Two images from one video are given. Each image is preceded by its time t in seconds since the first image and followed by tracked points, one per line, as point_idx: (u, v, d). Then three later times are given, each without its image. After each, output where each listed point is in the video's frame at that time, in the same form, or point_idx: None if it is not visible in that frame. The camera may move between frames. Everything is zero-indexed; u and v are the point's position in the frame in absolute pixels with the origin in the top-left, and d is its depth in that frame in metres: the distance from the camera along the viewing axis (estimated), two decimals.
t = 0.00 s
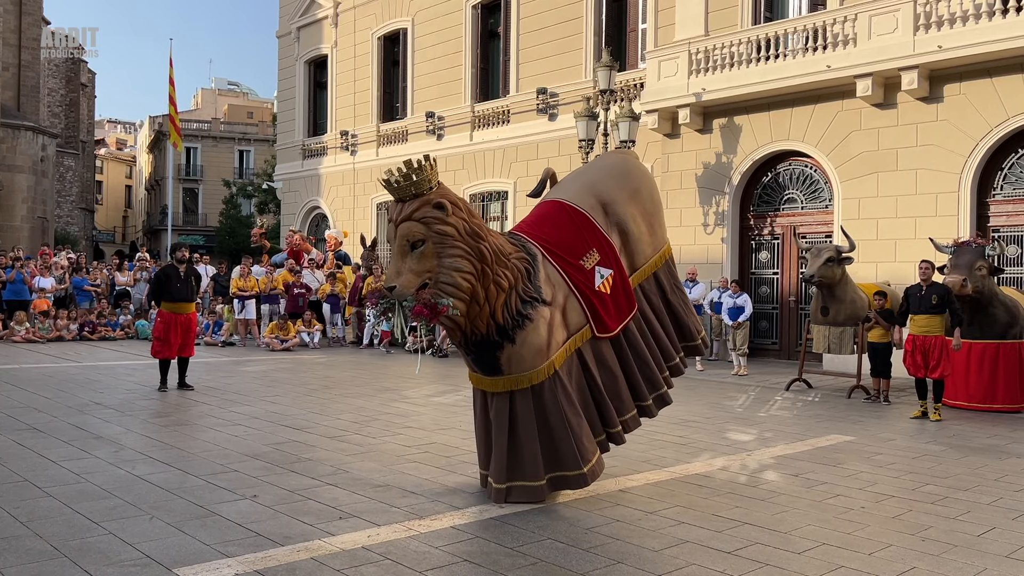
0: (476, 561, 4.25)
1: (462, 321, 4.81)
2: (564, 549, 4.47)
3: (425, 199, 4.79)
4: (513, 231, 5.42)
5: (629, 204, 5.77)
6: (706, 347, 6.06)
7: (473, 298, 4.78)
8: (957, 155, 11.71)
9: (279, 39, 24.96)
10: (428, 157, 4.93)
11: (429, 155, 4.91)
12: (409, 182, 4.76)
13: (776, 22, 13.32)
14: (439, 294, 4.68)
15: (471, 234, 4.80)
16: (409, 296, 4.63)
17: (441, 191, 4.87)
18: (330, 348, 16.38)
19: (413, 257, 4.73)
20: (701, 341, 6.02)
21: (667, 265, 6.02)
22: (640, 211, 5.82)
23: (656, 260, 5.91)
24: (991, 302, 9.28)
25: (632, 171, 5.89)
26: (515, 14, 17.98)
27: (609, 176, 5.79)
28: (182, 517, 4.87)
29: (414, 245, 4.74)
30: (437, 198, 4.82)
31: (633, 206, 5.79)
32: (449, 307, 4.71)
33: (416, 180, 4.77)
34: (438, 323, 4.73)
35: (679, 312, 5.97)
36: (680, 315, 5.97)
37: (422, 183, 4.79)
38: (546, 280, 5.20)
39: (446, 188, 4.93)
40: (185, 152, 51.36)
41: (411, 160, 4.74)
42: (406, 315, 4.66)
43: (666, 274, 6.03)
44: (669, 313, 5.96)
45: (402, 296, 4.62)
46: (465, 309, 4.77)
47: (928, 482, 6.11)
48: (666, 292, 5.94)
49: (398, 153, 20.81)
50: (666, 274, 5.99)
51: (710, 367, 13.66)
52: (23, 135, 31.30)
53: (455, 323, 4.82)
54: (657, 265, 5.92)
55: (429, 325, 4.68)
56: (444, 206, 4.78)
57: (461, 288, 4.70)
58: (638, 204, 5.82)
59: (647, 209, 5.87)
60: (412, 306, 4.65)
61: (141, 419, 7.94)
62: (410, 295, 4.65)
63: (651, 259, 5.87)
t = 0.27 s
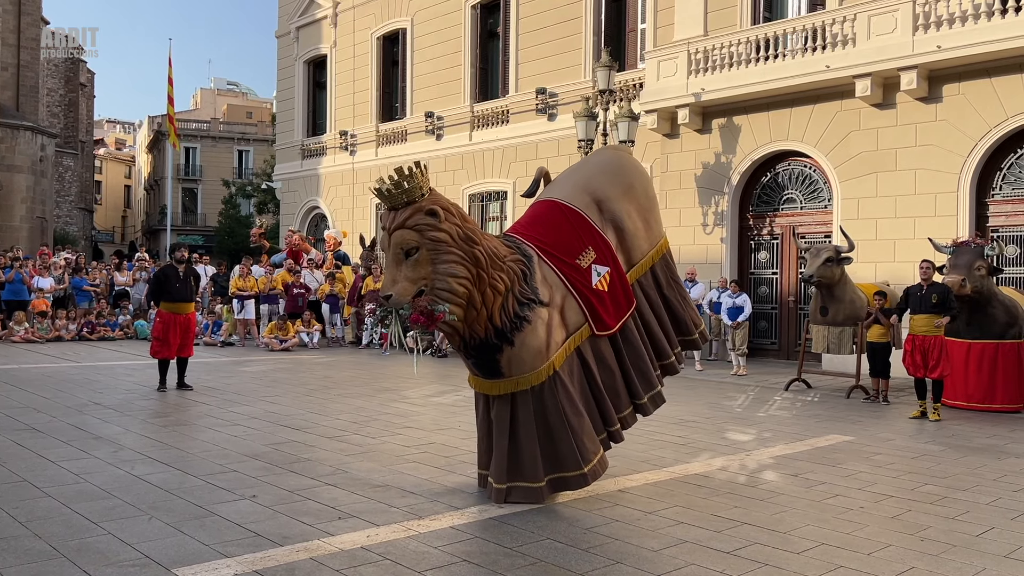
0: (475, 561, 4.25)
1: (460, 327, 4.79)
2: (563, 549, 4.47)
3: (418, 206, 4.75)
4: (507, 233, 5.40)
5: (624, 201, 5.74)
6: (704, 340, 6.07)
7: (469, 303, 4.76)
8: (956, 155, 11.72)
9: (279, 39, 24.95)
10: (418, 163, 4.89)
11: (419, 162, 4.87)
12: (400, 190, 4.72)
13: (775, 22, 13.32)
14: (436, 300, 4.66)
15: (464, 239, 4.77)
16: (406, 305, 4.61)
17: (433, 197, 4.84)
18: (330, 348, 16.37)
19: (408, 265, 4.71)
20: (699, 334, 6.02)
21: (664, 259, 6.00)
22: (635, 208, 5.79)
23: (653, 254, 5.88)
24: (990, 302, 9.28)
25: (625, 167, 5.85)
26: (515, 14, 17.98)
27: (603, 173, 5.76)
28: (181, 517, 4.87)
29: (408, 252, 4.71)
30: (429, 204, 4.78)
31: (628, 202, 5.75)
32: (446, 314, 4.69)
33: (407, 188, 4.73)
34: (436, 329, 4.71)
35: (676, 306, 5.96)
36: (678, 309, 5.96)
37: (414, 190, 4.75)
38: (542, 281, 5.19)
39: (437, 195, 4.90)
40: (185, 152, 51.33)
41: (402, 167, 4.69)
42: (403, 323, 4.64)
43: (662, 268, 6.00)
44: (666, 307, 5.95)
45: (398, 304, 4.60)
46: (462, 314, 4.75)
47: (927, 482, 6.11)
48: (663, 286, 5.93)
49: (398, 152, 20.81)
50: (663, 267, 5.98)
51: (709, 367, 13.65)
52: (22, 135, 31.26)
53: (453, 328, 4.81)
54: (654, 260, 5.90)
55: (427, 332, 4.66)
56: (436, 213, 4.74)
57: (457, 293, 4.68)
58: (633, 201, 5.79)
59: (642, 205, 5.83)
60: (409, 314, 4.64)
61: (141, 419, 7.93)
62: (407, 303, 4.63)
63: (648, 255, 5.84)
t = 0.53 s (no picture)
0: (474, 561, 4.24)
1: (458, 332, 4.78)
2: (562, 549, 4.46)
3: (408, 214, 4.73)
4: (502, 235, 5.37)
5: (618, 196, 5.70)
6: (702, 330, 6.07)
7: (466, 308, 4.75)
8: (955, 155, 11.72)
9: (278, 39, 24.94)
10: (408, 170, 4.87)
11: (409, 169, 4.84)
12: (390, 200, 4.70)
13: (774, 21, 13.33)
14: (432, 308, 4.65)
15: (458, 244, 4.75)
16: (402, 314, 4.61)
17: (424, 204, 4.82)
18: (329, 348, 16.35)
19: (402, 273, 4.70)
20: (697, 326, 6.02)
21: (660, 251, 5.97)
22: (629, 203, 5.76)
23: (649, 248, 5.86)
24: (989, 301, 9.27)
25: (616, 161, 5.81)
26: (514, 13, 17.97)
27: (595, 170, 5.72)
28: (179, 517, 4.86)
29: (402, 261, 4.70)
30: (421, 212, 4.76)
31: (621, 197, 5.72)
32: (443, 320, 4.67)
33: (397, 197, 4.71)
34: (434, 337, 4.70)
35: (673, 299, 5.94)
36: (674, 300, 5.95)
37: (404, 199, 4.73)
38: (539, 281, 5.16)
39: (428, 201, 4.87)
40: (184, 152, 51.31)
41: (391, 176, 4.67)
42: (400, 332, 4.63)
43: (660, 260, 5.99)
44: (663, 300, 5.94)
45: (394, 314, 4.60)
46: (460, 319, 4.74)
47: (926, 482, 6.11)
48: (658, 278, 5.92)
49: (397, 152, 20.80)
50: (659, 260, 5.96)
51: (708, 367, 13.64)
52: (21, 135, 31.22)
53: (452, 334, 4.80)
54: (651, 252, 5.87)
55: (425, 340, 4.66)
56: (427, 220, 4.72)
57: (453, 299, 4.67)
58: (626, 195, 5.76)
59: (636, 198, 5.80)
60: (406, 323, 4.63)
61: (139, 419, 7.92)
62: (403, 311, 4.62)
63: (645, 248, 5.82)
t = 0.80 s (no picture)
0: (472, 560, 4.24)
1: (458, 339, 4.77)
2: (561, 549, 4.46)
3: (402, 224, 4.72)
4: (497, 237, 5.37)
5: (613, 192, 5.69)
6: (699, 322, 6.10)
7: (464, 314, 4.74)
8: (954, 155, 11.72)
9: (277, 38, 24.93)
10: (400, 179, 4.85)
11: (401, 178, 4.82)
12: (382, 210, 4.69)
13: (773, 21, 13.33)
14: (430, 316, 4.64)
15: (453, 251, 4.73)
16: (400, 323, 4.61)
17: (418, 212, 4.80)
18: (328, 348, 16.31)
19: (398, 283, 4.69)
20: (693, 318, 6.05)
21: (657, 245, 5.97)
22: (625, 198, 5.74)
23: (646, 242, 5.85)
24: (988, 301, 9.27)
25: (610, 157, 5.80)
26: (513, 13, 17.96)
27: (589, 167, 5.70)
28: (177, 517, 4.85)
29: (398, 270, 4.69)
30: (414, 220, 4.74)
31: (617, 193, 5.71)
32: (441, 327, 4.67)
33: (390, 206, 4.70)
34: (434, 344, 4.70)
35: (668, 293, 5.95)
36: (670, 294, 5.96)
37: (397, 208, 4.71)
38: (536, 283, 5.15)
39: (422, 208, 4.85)
40: (183, 151, 51.28)
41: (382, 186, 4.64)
42: (398, 342, 4.63)
43: (657, 253, 5.99)
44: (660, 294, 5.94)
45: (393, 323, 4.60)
46: (458, 326, 4.73)
47: (925, 482, 6.10)
48: (655, 272, 5.93)
49: (397, 152, 20.81)
50: (656, 253, 5.97)
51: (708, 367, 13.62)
52: (20, 135, 31.20)
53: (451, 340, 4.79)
54: (648, 246, 5.87)
55: (424, 348, 4.65)
56: (421, 228, 4.71)
57: (451, 306, 4.66)
58: (622, 191, 5.74)
59: (631, 193, 5.79)
60: (405, 332, 4.63)
61: (137, 419, 7.90)
62: (401, 321, 4.63)
63: (642, 243, 5.81)
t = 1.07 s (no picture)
0: (472, 560, 4.24)
1: (458, 342, 4.77)
2: (560, 548, 4.45)
3: (398, 229, 4.71)
4: (496, 238, 5.37)
5: (611, 189, 5.68)
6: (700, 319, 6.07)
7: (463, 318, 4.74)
8: (954, 155, 11.72)
9: (276, 38, 24.92)
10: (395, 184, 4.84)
11: (397, 182, 4.80)
12: (378, 216, 4.68)
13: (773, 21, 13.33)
14: (430, 320, 4.64)
15: (451, 254, 4.73)
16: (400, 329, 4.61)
17: (414, 216, 4.79)
18: (327, 348, 16.30)
19: (397, 288, 4.69)
20: (693, 316, 6.02)
21: (657, 241, 5.96)
22: (623, 195, 5.73)
23: (646, 238, 5.84)
24: (987, 301, 9.26)
25: (607, 153, 5.79)
26: (513, 13, 17.97)
27: (586, 165, 5.70)
28: (177, 517, 4.85)
29: (396, 275, 4.69)
30: (411, 224, 4.73)
31: (614, 190, 5.70)
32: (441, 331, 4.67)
33: (386, 212, 4.69)
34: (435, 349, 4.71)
35: (668, 290, 5.94)
36: (670, 292, 5.95)
37: (394, 212, 4.70)
38: (535, 284, 5.14)
39: (418, 212, 4.84)
40: (183, 151, 51.28)
41: (378, 192, 4.63)
42: (399, 347, 4.64)
43: (656, 249, 5.99)
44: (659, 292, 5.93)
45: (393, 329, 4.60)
46: (458, 330, 4.73)
47: (924, 481, 6.10)
48: (655, 269, 5.92)
49: (396, 152, 20.80)
50: (655, 250, 5.96)
51: (707, 367, 13.62)
52: (19, 134, 31.18)
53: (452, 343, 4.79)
54: (647, 242, 5.86)
55: (425, 352, 4.65)
56: (418, 233, 4.70)
57: (450, 309, 4.66)
58: (619, 188, 5.73)
59: (629, 190, 5.77)
60: (405, 337, 4.63)
61: (137, 419, 7.90)
62: (401, 326, 4.63)
63: (642, 240, 5.81)
